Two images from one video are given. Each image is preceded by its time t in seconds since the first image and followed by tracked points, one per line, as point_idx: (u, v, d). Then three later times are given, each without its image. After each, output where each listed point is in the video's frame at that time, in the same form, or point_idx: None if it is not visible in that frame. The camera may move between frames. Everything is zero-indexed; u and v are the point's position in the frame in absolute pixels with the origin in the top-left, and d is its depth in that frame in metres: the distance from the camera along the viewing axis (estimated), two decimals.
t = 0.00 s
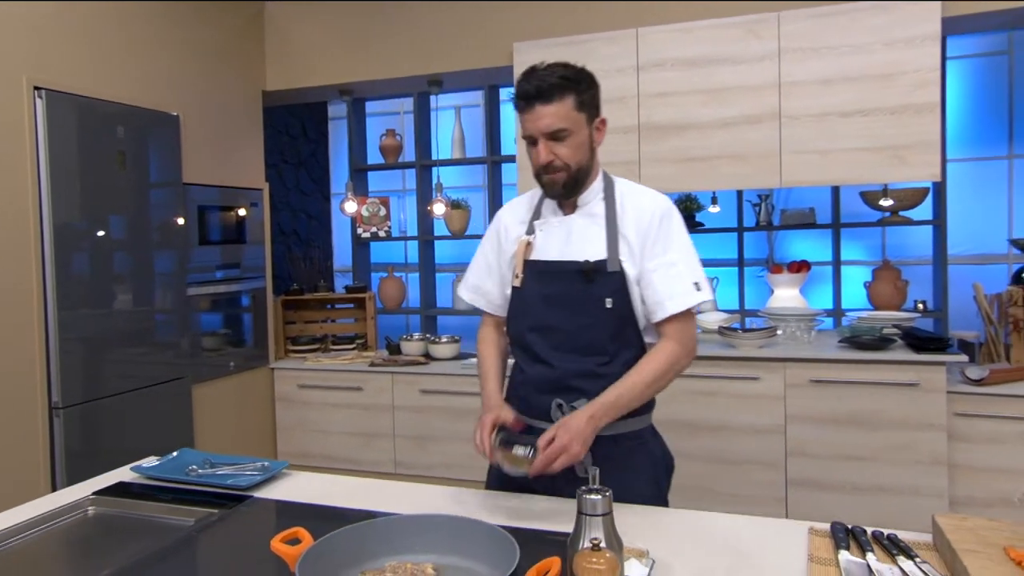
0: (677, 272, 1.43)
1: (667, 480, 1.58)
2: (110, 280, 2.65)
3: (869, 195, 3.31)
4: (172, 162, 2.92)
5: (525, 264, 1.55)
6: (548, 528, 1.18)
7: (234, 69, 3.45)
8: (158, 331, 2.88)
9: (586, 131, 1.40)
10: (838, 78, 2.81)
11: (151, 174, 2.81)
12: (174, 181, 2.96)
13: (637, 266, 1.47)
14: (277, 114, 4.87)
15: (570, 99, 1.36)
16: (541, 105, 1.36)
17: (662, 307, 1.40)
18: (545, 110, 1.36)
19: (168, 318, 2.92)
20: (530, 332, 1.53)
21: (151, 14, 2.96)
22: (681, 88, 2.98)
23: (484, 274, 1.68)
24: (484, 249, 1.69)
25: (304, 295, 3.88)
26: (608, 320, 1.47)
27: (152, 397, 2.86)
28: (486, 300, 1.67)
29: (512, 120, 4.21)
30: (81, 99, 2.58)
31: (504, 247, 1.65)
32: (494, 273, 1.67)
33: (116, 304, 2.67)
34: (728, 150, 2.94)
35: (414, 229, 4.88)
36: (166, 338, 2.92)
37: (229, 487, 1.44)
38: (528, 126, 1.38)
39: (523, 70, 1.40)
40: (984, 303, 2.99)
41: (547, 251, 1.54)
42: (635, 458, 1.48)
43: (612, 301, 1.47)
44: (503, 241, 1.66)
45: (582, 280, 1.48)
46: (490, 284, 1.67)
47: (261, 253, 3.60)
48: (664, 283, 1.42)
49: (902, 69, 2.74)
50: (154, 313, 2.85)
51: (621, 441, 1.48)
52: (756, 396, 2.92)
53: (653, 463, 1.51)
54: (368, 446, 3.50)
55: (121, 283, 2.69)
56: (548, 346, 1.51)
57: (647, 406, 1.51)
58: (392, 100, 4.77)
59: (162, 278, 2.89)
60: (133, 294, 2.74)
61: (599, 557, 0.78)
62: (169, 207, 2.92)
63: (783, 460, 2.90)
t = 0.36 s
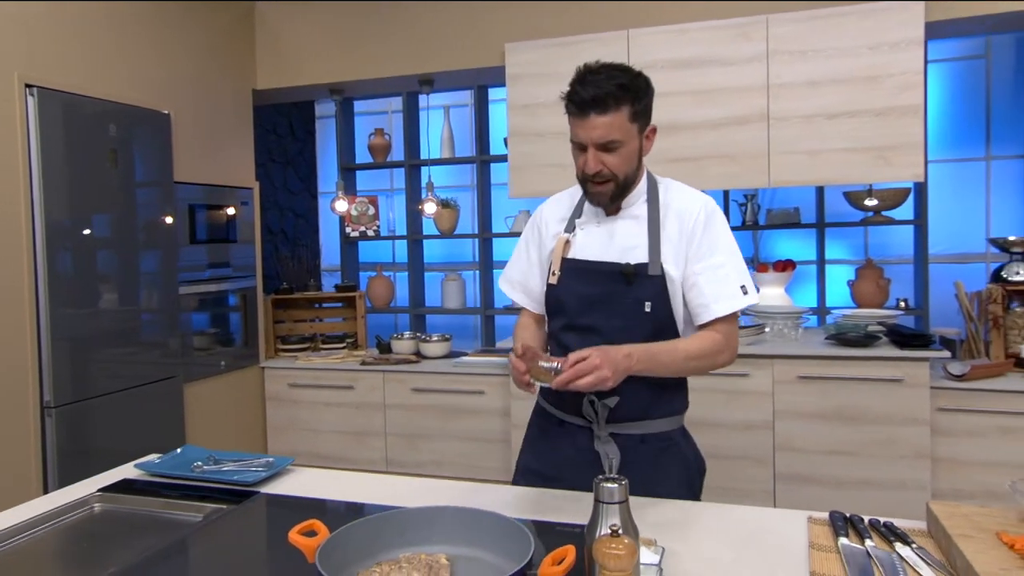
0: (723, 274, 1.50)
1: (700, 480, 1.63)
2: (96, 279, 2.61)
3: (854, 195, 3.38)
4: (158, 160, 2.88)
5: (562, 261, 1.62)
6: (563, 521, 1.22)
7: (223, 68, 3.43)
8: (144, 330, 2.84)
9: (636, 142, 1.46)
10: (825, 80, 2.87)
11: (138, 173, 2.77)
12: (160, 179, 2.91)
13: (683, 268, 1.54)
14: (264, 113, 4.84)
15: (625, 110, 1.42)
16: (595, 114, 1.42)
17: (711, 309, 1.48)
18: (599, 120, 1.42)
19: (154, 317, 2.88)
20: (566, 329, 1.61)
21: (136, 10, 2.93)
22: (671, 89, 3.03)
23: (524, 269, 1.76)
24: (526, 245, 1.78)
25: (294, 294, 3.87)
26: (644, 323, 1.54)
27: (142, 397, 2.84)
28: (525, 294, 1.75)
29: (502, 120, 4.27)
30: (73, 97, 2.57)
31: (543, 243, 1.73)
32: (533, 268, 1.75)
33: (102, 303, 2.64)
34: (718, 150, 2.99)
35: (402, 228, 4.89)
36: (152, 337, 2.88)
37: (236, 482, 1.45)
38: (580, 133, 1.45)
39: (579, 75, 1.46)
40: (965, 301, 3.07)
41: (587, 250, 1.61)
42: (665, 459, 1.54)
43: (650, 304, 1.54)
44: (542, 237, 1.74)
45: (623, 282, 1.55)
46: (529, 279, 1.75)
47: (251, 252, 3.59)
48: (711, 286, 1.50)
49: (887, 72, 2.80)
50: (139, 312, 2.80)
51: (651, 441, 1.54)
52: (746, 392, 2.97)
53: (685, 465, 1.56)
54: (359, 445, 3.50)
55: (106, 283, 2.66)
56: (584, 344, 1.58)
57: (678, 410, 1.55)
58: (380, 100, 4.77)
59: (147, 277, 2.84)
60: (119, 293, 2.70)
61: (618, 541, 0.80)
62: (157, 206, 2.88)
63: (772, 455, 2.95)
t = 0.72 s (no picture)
0: (718, 272, 1.55)
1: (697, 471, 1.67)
2: (80, 280, 2.58)
3: (838, 196, 3.44)
4: (143, 159, 2.84)
5: (560, 260, 1.64)
6: (570, 515, 1.24)
7: (213, 68, 3.43)
8: (129, 332, 2.80)
9: (630, 139, 1.49)
10: (811, 83, 2.92)
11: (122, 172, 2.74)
12: (144, 178, 2.87)
13: (679, 265, 1.58)
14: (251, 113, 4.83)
15: (620, 108, 1.45)
16: (590, 111, 1.45)
17: (706, 306, 1.52)
18: (594, 117, 1.45)
19: (140, 319, 2.84)
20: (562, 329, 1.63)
21: (123, 10, 2.91)
22: (660, 91, 3.07)
23: (518, 266, 1.78)
24: (520, 243, 1.80)
25: (283, 294, 3.87)
26: (642, 320, 1.57)
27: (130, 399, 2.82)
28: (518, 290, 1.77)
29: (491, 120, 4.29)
30: (60, 97, 2.55)
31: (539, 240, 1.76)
32: (528, 264, 1.77)
33: (86, 304, 2.61)
34: (707, 151, 3.04)
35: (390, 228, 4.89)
36: (138, 338, 2.85)
37: (240, 481, 1.46)
38: (576, 129, 1.47)
39: (573, 74, 1.48)
40: (947, 299, 3.14)
41: (584, 249, 1.64)
42: (664, 453, 1.57)
43: (648, 301, 1.56)
44: (538, 235, 1.77)
45: (621, 279, 1.57)
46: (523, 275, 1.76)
47: (241, 252, 3.58)
48: (706, 283, 1.54)
49: (871, 76, 2.86)
50: (125, 313, 2.77)
51: (650, 436, 1.57)
52: (734, 389, 3.02)
53: (682, 457, 1.60)
54: (350, 445, 3.50)
55: (91, 283, 2.62)
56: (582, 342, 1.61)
57: (674, 405, 1.59)
58: (368, 100, 4.77)
59: (132, 278, 2.80)
60: (104, 294, 2.67)
61: (632, 528, 0.83)
62: (142, 206, 2.86)
63: (760, 452, 3.00)
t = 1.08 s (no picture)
0: (713, 263, 1.58)
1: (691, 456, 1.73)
2: (66, 281, 2.55)
3: (825, 197, 3.50)
4: (132, 160, 2.81)
5: (552, 258, 1.66)
6: (575, 509, 1.27)
7: (205, 69, 3.42)
8: (118, 333, 2.77)
9: (619, 135, 1.52)
10: (799, 86, 2.97)
11: (110, 173, 2.70)
12: (133, 180, 2.84)
13: (672, 258, 1.61)
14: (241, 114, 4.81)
15: (608, 104, 1.48)
16: (580, 108, 1.48)
17: (704, 296, 1.55)
18: (585, 113, 1.47)
19: (129, 320, 2.80)
20: (557, 326, 1.65)
21: (113, 10, 2.90)
22: (652, 93, 3.11)
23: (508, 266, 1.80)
24: (510, 241, 1.83)
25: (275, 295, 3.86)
26: (636, 314, 1.59)
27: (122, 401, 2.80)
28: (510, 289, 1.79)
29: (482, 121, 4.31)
30: (50, 96, 2.52)
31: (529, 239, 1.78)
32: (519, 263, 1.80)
33: (74, 306, 2.58)
34: (698, 152, 3.08)
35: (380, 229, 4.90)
36: (128, 341, 2.81)
37: (245, 478, 1.47)
38: (567, 127, 1.49)
39: (561, 74, 1.51)
40: (931, 297, 3.19)
41: (577, 248, 1.68)
42: (661, 445, 1.61)
43: (642, 294, 1.59)
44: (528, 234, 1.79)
45: (614, 275, 1.60)
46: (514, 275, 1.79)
47: (232, 253, 3.58)
48: (702, 273, 1.57)
49: (858, 79, 2.92)
50: (113, 314, 2.73)
51: (647, 429, 1.60)
52: (725, 387, 3.06)
53: (677, 447, 1.64)
54: (344, 445, 3.51)
55: (79, 285, 2.60)
56: (578, 339, 1.63)
57: (668, 397, 1.62)
58: (358, 101, 4.77)
59: (120, 280, 2.76)
60: (93, 296, 2.64)
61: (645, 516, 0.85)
62: (131, 208, 2.81)
63: (750, 448, 3.05)
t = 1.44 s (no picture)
0: (708, 264, 1.61)
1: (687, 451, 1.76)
2: (57, 281, 2.54)
3: (815, 197, 3.56)
4: (124, 160, 2.81)
5: (555, 255, 1.70)
6: (579, 500, 1.30)
7: (200, 69, 3.43)
8: (111, 334, 2.76)
9: (628, 137, 1.56)
10: (790, 88, 3.03)
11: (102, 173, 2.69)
12: (124, 179, 2.83)
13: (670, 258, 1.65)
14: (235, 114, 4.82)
15: (620, 108, 1.52)
16: (593, 111, 1.51)
17: (697, 297, 1.59)
18: (597, 116, 1.51)
19: (120, 320, 2.80)
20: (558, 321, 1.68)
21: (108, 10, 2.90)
22: (645, 95, 3.15)
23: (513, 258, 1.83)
24: (513, 235, 1.86)
25: (269, 294, 3.87)
26: (635, 311, 1.63)
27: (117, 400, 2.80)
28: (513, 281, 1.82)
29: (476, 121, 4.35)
30: (43, 95, 2.52)
31: (534, 233, 1.82)
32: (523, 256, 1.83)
33: (66, 305, 2.57)
34: (691, 153, 3.12)
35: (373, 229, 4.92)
36: (121, 340, 2.81)
37: (252, 472, 1.50)
38: (579, 128, 1.53)
39: (574, 75, 1.54)
40: (918, 297, 3.25)
41: (578, 244, 1.71)
42: (659, 438, 1.64)
43: (641, 292, 1.63)
44: (532, 228, 1.83)
45: (614, 273, 1.64)
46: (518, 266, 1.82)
47: (227, 252, 3.58)
48: (697, 275, 1.61)
49: (848, 82, 2.98)
50: (105, 314, 2.72)
51: (645, 422, 1.64)
52: (717, 385, 3.10)
53: (674, 440, 1.67)
54: (339, 444, 3.52)
55: (70, 285, 2.59)
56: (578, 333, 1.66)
57: (666, 391, 1.66)
58: (351, 101, 4.79)
59: (111, 280, 2.75)
60: (85, 295, 2.63)
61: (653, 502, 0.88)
62: (124, 207, 2.81)
63: (742, 445, 3.09)
